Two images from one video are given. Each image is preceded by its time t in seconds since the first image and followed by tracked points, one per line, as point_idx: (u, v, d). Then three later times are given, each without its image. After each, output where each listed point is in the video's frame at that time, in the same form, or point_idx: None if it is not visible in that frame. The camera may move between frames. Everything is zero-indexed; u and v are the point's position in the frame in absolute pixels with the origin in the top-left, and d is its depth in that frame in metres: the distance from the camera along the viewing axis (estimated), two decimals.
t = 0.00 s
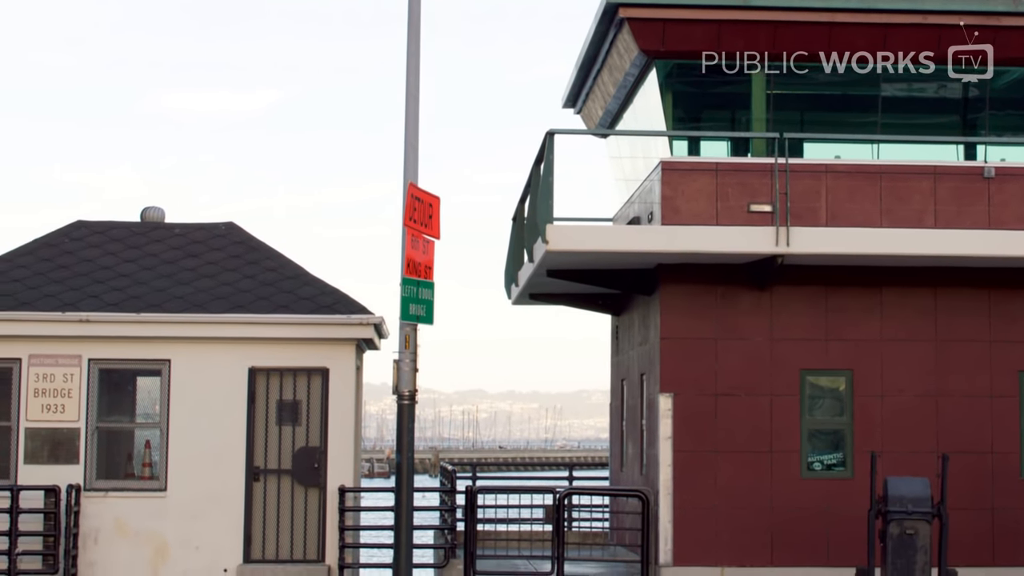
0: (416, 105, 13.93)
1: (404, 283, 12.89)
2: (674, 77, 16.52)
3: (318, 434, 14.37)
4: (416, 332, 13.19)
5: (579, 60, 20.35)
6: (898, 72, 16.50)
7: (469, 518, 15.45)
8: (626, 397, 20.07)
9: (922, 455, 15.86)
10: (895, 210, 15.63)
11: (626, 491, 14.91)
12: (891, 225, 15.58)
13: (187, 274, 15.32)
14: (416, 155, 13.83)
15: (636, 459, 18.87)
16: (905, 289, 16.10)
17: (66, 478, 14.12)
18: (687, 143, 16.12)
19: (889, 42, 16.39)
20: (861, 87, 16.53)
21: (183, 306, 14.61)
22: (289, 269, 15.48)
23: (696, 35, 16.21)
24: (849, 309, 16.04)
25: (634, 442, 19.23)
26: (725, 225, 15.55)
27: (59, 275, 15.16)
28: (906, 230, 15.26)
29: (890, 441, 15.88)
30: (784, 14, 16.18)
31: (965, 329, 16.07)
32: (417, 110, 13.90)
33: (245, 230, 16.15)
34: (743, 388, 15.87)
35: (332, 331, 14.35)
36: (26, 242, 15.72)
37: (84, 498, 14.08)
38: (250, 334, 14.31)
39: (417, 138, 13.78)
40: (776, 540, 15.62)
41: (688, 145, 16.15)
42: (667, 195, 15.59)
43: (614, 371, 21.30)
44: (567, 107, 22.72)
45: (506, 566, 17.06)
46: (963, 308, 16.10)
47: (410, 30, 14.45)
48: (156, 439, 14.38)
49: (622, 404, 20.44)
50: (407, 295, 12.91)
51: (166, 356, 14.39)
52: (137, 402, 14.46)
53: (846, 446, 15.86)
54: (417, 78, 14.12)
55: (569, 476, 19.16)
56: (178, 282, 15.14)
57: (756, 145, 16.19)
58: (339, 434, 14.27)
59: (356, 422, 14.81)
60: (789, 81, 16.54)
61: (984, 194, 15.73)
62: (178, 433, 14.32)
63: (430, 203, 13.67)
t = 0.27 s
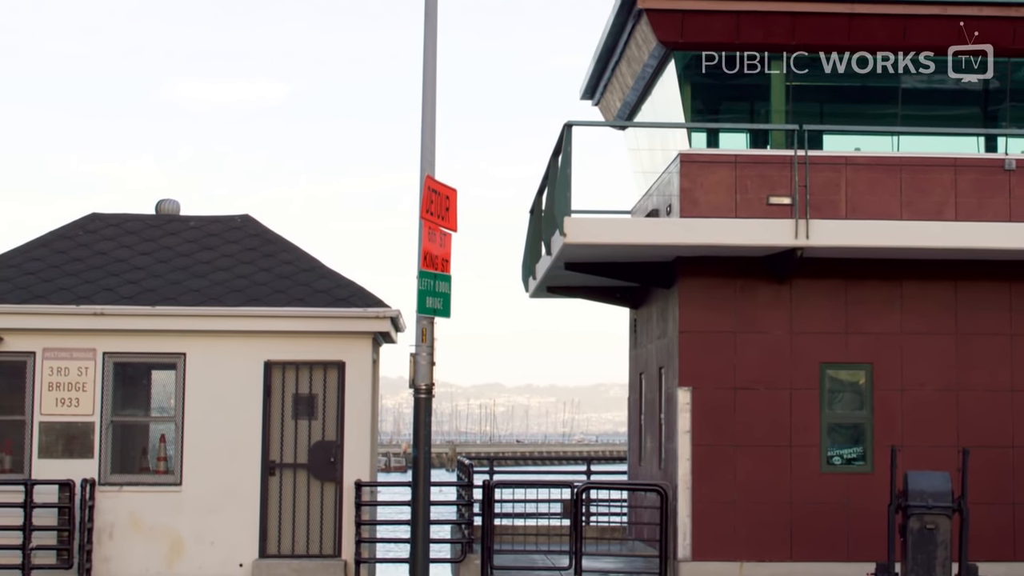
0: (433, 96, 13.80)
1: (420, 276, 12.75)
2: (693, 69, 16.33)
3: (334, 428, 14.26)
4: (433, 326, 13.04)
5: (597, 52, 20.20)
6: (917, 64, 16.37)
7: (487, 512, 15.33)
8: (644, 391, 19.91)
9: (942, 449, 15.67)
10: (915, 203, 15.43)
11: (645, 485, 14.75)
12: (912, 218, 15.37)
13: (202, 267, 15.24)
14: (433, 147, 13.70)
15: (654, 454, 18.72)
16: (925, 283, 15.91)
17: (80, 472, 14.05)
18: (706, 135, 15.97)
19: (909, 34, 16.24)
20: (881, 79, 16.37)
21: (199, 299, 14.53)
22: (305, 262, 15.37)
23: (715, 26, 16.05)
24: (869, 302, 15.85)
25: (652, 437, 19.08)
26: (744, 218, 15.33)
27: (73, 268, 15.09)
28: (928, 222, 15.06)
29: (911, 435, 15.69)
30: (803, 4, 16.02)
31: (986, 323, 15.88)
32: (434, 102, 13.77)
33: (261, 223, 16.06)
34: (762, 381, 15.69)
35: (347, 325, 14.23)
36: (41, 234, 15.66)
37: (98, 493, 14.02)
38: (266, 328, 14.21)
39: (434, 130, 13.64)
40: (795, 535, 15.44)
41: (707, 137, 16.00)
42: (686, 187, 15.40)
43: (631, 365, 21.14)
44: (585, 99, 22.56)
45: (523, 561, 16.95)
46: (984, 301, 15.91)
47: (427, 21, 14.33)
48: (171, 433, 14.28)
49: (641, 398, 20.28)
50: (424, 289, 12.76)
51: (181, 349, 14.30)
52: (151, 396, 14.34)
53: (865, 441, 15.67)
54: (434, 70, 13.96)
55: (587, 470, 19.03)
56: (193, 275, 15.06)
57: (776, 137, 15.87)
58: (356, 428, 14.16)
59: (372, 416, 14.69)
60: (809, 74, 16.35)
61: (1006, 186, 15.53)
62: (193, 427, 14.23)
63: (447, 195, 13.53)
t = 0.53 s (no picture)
0: (450, 88, 13.66)
1: (437, 269, 12.64)
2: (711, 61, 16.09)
3: (350, 422, 14.17)
4: (450, 319, 12.92)
5: (615, 44, 20.03)
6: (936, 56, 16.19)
7: (504, 507, 15.21)
8: (663, 384, 19.77)
9: (963, 443, 15.49)
10: (935, 195, 15.25)
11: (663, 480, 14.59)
12: (932, 210, 15.18)
13: (218, 260, 15.15)
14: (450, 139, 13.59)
15: (673, 448, 18.57)
16: (946, 275, 15.72)
17: (95, 466, 13.98)
18: (724, 127, 15.70)
19: (928, 25, 15.99)
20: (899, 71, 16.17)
21: (214, 292, 14.44)
22: (321, 255, 15.27)
23: (734, 18, 15.87)
24: (889, 295, 15.67)
25: (670, 431, 18.93)
26: (763, 210, 15.16)
27: (88, 261, 15.01)
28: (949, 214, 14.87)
29: (931, 429, 15.51)
30: None
31: (1007, 315, 15.68)
32: (451, 93, 13.64)
33: (276, 215, 15.96)
34: (781, 375, 15.52)
35: (362, 318, 14.13)
36: (55, 227, 15.59)
37: (113, 487, 13.94)
38: (281, 321, 14.12)
39: (450, 122, 13.49)
40: (815, 530, 15.27)
41: (725, 130, 15.70)
42: (704, 179, 15.24)
43: (650, 358, 20.99)
44: (602, 90, 22.40)
45: (540, 555, 16.84)
46: (1006, 294, 15.71)
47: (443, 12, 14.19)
48: (187, 427, 14.21)
49: (659, 392, 20.14)
50: (440, 282, 12.65)
51: (196, 343, 14.22)
52: (166, 389, 14.26)
53: (885, 435, 15.50)
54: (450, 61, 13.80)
55: (604, 464, 18.91)
56: (208, 268, 14.97)
57: (795, 129, 15.75)
58: (372, 422, 14.07)
59: (389, 410, 14.59)
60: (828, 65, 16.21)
61: None
62: (208, 422, 14.16)
63: (464, 187, 13.39)
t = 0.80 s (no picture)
0: (467, 79, 13.52)
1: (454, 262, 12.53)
2: (730, 52, 15.98)
3: (366, 416, 14.06)
4: (467, 312, 12.80)
5: (633, 35, 19.85)
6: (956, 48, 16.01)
7: (521, 502, 15.09)
8: (681, 378, 19.62)
9: (983, 437, 15.31)
10: (956, 188, 15.05)
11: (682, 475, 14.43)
12: (952, 203, 14.98)
13: (233, 253, 15.06)
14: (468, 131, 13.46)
15: (691, 442, 18.43)
16: (967, 269, 15.53)
17: (109, 461, 13.93)
18: (743, 119, 15.61)
19: (949, 15, 15.82)
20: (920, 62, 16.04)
21: (229, 286, 14.35)
22: (337, 248, 15.16)
23: (752, 9, 15.69)
24: (909, 288, 15.48)
25: (688, 425, 18.78)
26: (782, 203, 14.97)
27: (102, 254, 14.94)
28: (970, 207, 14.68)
29: (951, 424, 15.33)
30: None
31: None
32: (468, 85, 13.50)
33: (292, 208, 15.86)
34: (800, 368, 15.34)
35: (378, 312, 14.02)
36: (69, 220, 15.52)
37: (127, 482, 13.88)
38: (296, 315, 14.02)
39: (467, 115, 13.35)
40: (834, 525, 15.10)
41: (744, 122, 15.63)
42: (722, 172, 15.05)
43: (668, 351, 20.83)
44: (620, 82, 22.22)
45: (558, 550, 16.74)
46: None
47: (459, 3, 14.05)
48: (202, 421, 14.11)
49: (677, 386, 19.98)
50: (457, 275, 12.53)
51: (211, 336, 14.14)
52: (181, 383, 14.17)
53: (905, 429, 15.32)
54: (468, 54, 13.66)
55: (622, 458, 18.78)
56: (223, 261, 14.88)
57: (813, 121, 15.68)
58: (388, 416, 13.96)
59: (405, 404, 14.48)
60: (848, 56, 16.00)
61: None
62: (223, 416, 14.08)
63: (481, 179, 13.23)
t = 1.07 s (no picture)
0: (484, 70, 13.41)
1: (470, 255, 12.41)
2: (749, 44, 15.77)
3: (382, 410, 13.97)
4: (484, 305, 12.69)
5: (651, 26, 19.71)
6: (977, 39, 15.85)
7: (538, 496, 14.98)
8: (700, 372, 19.48)
9: (1004, 432, 15.12)
10: (976, 180, 14.86)
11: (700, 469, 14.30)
12: (972, 195, 14.80)
13: (248, 246, 14.98)
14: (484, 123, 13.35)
15: (710, 436, 18.28)
16: (988, 262, 15.33)
17: (124, 455, 13.86)
18: (762, 111, 15.35)
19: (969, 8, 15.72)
20: (940, 54, 15.90)
21: (245, 278, 14.27)
22: (353, 241, 15.07)
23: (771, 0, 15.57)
24: (929, 281, 15.30)
25: (707, 420, 18.63)
26: (801, 195, 14.79)
27: (117, 247, 14.87)
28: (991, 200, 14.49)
29: (972, 418, 15.15)
30: None
31: None
32: (484, 76, 13.39)
33: (307, 200, 15.77)
34: (819, 362, 15.18)
35: (394, 305, 13.91)
36: (83, 212, 15.46)
37: (142, 476, 13.81)
38: (311, 308, 13.93)
39: (484, 106, 13.23)
40: (854, 519, 14.95)
41: (763, 114, 15.36)
42: (741, 164, 14.87)
43: (687, 345, 20.69)
44: (639, 74, 22.07)
45: (576, 545, 16.63)
46: None
47: None
48: (217, 415, 14.07)
49: (696, 380, 19.85)
50: (474, 268, 12.41)
51: (226, 330, 14.07)
52: (196, 377, 14.11)
53: (925, 423, 15.14)
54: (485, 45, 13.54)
55: (641, 453, 18.65)
56: (239, 254, 14.80)
57: (833, 113, 15.31)
58: (404, 410, 13.86)
59: (421, 397, 14.37)
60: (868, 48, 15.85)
61: None
62: (238, 410, 14.00)
63: (497, 172, 13.10)
